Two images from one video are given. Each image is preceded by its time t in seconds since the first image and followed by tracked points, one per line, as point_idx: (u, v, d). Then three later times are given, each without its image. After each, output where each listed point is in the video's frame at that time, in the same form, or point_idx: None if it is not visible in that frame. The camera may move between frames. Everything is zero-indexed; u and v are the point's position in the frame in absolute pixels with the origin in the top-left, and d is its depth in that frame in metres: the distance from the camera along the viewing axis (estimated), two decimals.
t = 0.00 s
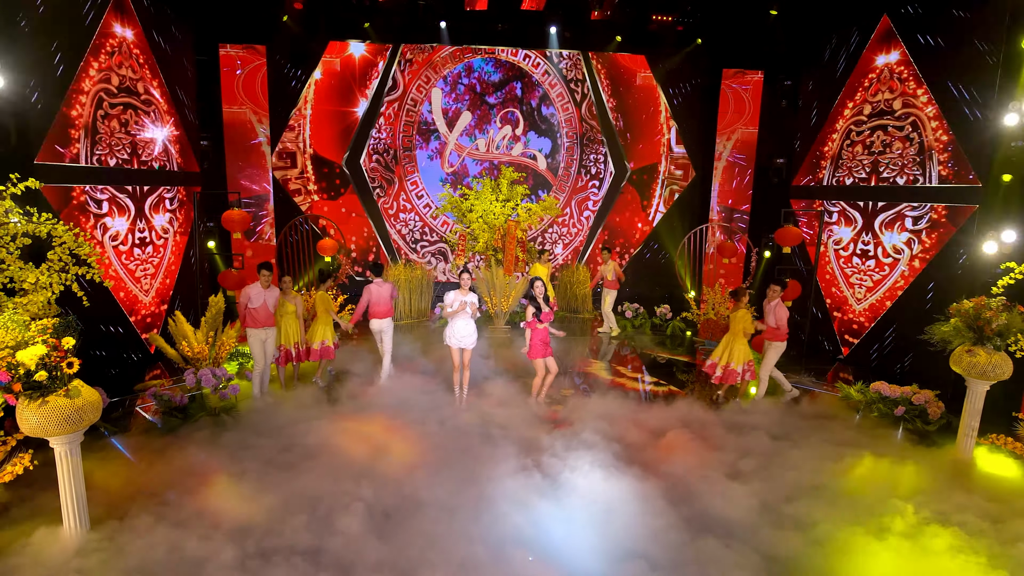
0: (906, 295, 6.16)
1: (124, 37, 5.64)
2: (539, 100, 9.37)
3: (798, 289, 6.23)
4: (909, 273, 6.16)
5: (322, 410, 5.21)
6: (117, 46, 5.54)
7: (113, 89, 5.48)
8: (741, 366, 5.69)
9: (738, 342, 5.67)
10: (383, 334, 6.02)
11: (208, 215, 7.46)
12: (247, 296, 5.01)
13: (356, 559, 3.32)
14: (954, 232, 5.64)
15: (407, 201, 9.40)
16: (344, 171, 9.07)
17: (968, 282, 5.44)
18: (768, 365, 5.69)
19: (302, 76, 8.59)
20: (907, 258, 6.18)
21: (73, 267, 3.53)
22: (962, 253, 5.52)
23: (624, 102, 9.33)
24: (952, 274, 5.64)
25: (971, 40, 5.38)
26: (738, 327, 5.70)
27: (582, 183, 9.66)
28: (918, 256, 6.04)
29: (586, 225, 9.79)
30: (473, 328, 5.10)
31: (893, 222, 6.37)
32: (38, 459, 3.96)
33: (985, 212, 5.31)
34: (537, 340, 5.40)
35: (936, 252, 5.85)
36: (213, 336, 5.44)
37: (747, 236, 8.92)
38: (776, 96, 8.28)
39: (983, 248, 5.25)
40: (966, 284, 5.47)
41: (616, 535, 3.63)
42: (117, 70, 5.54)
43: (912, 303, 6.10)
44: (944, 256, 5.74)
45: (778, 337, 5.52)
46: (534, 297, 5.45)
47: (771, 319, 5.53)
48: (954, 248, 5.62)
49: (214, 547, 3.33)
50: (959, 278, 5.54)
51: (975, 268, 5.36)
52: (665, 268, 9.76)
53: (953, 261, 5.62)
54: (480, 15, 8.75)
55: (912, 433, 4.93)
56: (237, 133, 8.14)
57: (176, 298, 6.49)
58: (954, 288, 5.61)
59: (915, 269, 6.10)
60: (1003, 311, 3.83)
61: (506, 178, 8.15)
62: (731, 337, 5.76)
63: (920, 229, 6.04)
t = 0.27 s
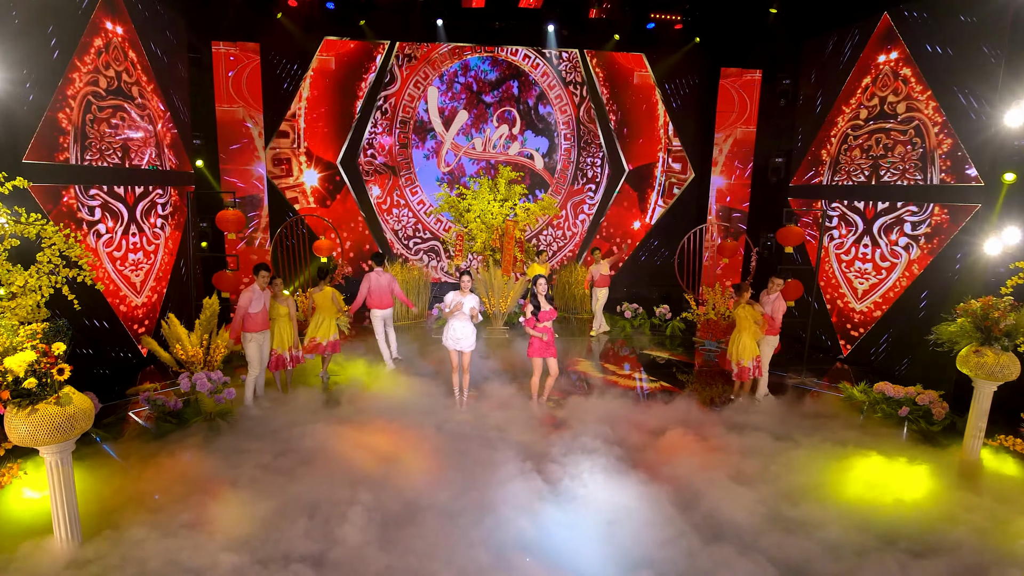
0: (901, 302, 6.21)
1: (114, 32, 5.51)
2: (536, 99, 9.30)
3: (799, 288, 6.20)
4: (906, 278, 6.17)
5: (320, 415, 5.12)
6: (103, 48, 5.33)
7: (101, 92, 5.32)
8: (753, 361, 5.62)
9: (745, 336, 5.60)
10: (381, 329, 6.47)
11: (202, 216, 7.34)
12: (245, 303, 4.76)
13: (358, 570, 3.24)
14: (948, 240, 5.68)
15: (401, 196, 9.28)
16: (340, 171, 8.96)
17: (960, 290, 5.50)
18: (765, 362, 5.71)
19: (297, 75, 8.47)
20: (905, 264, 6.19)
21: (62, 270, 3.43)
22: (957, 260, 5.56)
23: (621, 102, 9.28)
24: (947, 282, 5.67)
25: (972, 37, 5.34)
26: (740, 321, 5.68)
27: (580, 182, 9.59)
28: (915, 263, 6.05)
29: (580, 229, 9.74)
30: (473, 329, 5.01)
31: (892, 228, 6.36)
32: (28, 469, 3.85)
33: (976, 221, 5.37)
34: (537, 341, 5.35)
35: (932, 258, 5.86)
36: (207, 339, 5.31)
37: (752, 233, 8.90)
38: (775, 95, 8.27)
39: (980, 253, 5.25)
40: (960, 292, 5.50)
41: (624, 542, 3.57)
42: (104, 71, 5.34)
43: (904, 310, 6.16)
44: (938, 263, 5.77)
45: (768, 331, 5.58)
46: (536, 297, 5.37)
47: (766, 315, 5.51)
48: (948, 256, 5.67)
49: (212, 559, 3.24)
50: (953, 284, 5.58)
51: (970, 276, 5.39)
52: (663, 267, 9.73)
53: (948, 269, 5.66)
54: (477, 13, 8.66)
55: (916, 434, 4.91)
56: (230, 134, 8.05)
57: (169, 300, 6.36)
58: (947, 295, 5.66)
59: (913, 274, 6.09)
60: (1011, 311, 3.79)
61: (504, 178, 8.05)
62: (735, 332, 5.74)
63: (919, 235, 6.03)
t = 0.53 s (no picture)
0: (894, 308, 6.31)
1: (103, 27, 5.37)
2: (532, 98, 9.23)
3: (799, 288, 6.14)
4: (900, 282, 6.26)
5: (319, 418, 5.03)
6: (86, 55, 5.13)
7: (89, 96, 5.17)
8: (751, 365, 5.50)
9: (738, 341, 5.54)
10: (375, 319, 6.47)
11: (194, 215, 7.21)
12: (243, 305, 4.68)
13: None
14: (942, 247, 5.77)
15: (394, 193, 9.16)
16: (334, 170, 8.85)
17: (953, 297, 5.61)
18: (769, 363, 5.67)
19: (290, 73, 8.34)
20: (900, 268, 6.26)
21: (52, 272, 3.32)
22: (951, 266, 5.64)
23: (618, 101, 9.24)
24: (942, 289, 5.74)
25: (972, 35, 5.34)
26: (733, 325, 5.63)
27: (576, 181, 9.54)
28: (910, 267, 6.13)
29: (575, 231, 9.70)
30: (472, 332, 4.93)
31: (890, 233, 6.39)
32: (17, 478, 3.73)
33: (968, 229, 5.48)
34: (545, 341, 5.24)
35: (928, 261, 5.94)
36: (202, 342, 5.19)
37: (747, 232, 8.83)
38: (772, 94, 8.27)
39: (977, 258, 5.33)
40: (954, 299, 5.58)
41: (632, 547, 3.52)
42: (90, 73, 5.17)
43: (896, 317, 6.27)
44: (933, 270, 5.86)
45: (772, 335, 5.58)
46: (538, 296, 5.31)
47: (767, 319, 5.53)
48: (941, 263, 5.76)
49: (210, 571, 3.15)
50: (949, 291, 5.65)
51: (967, 282, 5.46)
52: (660, 267, 9.70)
53: (942, 276, 5.74)
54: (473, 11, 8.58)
55: (921, 433, 4.92)
56: (222, 132, 7.85)
57: (161, 302, 6.24)
58: (940, 302, 5.76)
59: (909, 276, 6.15)
60: (1018, 311, 3.76)
61: (501, 177, 7.98)
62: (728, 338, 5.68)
63: (916, 241, 6.07)
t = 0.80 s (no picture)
0: (889, 310, 6.36)
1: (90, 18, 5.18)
2: (527, 96, 9.16)
3: (799, 287, 6.13)
4: (892, 287, 6.34)
5: (315, 423, 4.94)
6: (71, 54, 4.94)
7: (74, 99, 5.00)
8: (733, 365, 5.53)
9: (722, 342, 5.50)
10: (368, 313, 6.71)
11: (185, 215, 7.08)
12: (235, 306, 4.52)
13: None
14: (935, 251, 5.84)
15: (388, 189, 9.05)
16: (326, 170, 8.71)
17: (947, 301, 5.67)
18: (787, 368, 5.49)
19: (282, 71, 8.22)
20: (894, 272, 6.31)
21: (40, 275, 3.22)
22: (944, 271, 5.72)
23: (613, 100, 9.19)
24: (935, 294, 5.81)
25: (970, 34, 5.34)
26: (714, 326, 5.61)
27: (572, 180, 9.48)
28: (903, 272, 6.19)
29: (571, 231, 9.64)
30: (473, 333, 4.86)
31: (884, 238, 6.44)
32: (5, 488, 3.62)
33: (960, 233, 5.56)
34: (549, 342, 5.21)
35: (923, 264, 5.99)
36: (194, 345, 5.07)
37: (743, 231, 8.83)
38: (768, 92, 8.27)
39: (972, 263, 5.39)
40: (949, 303, 5.64)
41: (637, 555, 3.47)
42: (75, 74, 5.00)
43: (895, 316, 6.27)
44: (926, 275, 5.93)
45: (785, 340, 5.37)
46: (540, 297, 5.27)
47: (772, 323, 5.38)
48: (934, 268, 5.84)
49: None
50: (943, 295, 5.71)
51: (961, 287, 5.53)
52: (656, 266, 9.67)
53: (935, 280, 5.81)
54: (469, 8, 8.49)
55: (922, 433, 4.91)
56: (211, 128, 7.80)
57: (151, 304, 6.11)
58: (932, 306, 5.84)
59: (905, 276, 6.18)
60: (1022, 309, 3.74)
61: (496, 176, 7.92)
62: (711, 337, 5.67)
63: (911, 246, 6.12)
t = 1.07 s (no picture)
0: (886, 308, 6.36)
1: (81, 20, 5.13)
2: (521, 95, 9.10)
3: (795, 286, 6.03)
4: (881, 291, 6.41)
5: (311, 427, 4.85)
6: (54, 52, 4.77)
7: (58, 105, 4.82)
8: (713, 365, 5.51)
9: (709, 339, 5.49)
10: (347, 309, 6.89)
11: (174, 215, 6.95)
12: (230, 309, 4.43)
13: None
14: (928, 253, 5.90)
15: (381, 188, 8.94)
16: (319, 169, 8.60)
17: (939, 305, 5.75)
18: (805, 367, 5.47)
19: (274, 68, 8.09)
20: (886, 276, 6.35)
21: (28, 278, 3.11)
22: (936, 274, 5.80)
23: (608, 98, 9.15)
24: (926, 298, 5.90)
25: (968, 31, 5.34)
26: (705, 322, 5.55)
27: (567, 179, 9.44)
28: (893, 277, 6.26)
29: (566, 230, 9.60)
30: (473, 333, 4.78)
31: (877, 243, 6.47)
32: None
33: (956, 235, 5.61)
34: (546, 342, 5.17)
35: (915, 268, 6.04)
36: (186, 347, 4.95)
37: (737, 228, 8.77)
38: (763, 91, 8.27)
39: (965, 269, 5.47)
40: (940, 308, 5.73)
41: (645, 559, 3.43)
42: (56, 77, 4.80)
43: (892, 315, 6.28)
44: (918, 277, 5.99)
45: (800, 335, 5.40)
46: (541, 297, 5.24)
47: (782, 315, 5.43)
48: (925, 273, 5.92)
49: None
50: (934, 300, 5.80)
51: (952, 290, 5.62)
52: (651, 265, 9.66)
53: (927, 283, 5.89)
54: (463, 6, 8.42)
55: (922, 431, 4.93)
56: (203, 128, 7.67)
57: (141, 306, 5.98)
58: (925, 310, 5.89)
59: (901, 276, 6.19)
60: None
61: (491, 175, 7.84)
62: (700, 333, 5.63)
63: (904, 251, 6.15)
